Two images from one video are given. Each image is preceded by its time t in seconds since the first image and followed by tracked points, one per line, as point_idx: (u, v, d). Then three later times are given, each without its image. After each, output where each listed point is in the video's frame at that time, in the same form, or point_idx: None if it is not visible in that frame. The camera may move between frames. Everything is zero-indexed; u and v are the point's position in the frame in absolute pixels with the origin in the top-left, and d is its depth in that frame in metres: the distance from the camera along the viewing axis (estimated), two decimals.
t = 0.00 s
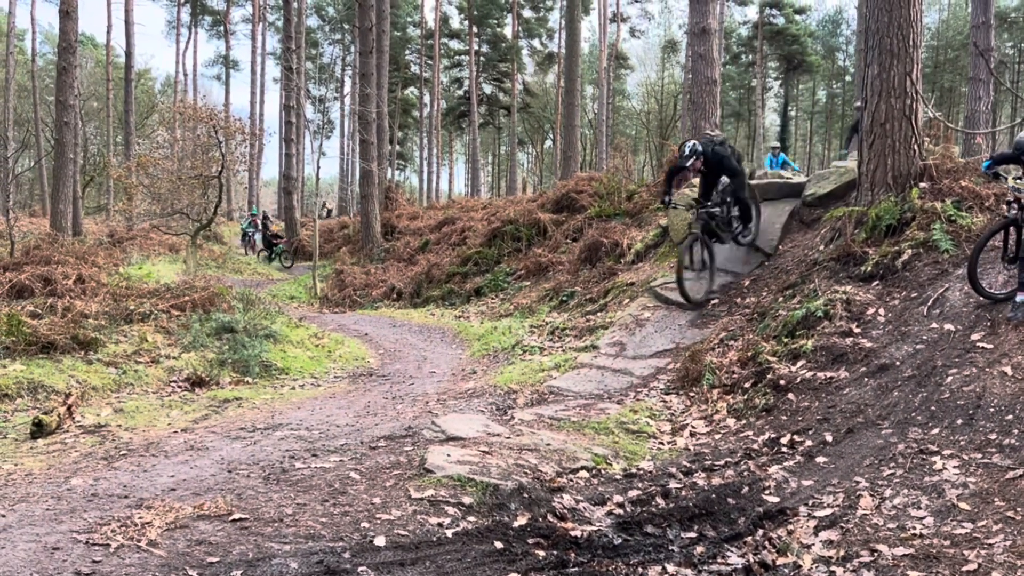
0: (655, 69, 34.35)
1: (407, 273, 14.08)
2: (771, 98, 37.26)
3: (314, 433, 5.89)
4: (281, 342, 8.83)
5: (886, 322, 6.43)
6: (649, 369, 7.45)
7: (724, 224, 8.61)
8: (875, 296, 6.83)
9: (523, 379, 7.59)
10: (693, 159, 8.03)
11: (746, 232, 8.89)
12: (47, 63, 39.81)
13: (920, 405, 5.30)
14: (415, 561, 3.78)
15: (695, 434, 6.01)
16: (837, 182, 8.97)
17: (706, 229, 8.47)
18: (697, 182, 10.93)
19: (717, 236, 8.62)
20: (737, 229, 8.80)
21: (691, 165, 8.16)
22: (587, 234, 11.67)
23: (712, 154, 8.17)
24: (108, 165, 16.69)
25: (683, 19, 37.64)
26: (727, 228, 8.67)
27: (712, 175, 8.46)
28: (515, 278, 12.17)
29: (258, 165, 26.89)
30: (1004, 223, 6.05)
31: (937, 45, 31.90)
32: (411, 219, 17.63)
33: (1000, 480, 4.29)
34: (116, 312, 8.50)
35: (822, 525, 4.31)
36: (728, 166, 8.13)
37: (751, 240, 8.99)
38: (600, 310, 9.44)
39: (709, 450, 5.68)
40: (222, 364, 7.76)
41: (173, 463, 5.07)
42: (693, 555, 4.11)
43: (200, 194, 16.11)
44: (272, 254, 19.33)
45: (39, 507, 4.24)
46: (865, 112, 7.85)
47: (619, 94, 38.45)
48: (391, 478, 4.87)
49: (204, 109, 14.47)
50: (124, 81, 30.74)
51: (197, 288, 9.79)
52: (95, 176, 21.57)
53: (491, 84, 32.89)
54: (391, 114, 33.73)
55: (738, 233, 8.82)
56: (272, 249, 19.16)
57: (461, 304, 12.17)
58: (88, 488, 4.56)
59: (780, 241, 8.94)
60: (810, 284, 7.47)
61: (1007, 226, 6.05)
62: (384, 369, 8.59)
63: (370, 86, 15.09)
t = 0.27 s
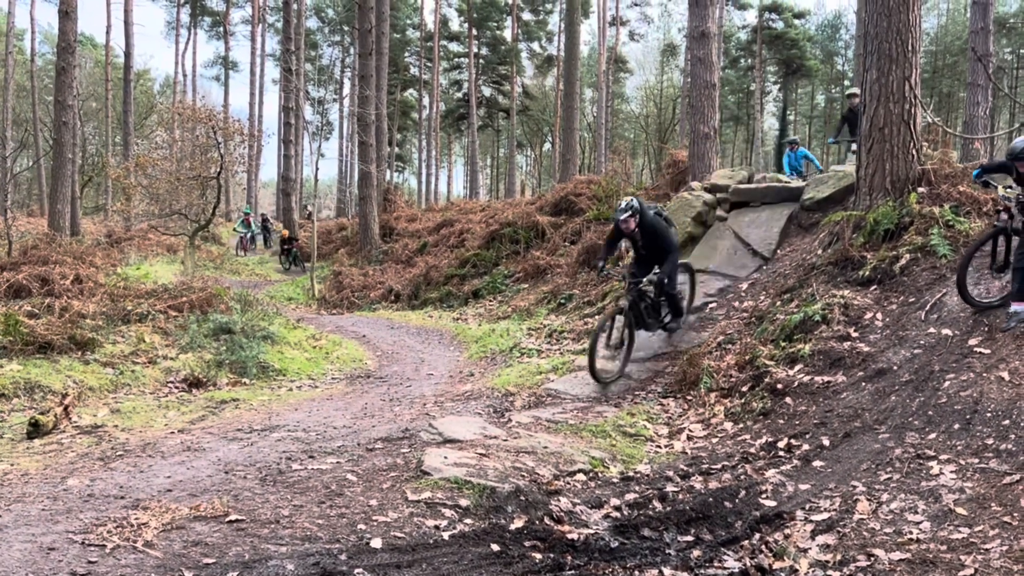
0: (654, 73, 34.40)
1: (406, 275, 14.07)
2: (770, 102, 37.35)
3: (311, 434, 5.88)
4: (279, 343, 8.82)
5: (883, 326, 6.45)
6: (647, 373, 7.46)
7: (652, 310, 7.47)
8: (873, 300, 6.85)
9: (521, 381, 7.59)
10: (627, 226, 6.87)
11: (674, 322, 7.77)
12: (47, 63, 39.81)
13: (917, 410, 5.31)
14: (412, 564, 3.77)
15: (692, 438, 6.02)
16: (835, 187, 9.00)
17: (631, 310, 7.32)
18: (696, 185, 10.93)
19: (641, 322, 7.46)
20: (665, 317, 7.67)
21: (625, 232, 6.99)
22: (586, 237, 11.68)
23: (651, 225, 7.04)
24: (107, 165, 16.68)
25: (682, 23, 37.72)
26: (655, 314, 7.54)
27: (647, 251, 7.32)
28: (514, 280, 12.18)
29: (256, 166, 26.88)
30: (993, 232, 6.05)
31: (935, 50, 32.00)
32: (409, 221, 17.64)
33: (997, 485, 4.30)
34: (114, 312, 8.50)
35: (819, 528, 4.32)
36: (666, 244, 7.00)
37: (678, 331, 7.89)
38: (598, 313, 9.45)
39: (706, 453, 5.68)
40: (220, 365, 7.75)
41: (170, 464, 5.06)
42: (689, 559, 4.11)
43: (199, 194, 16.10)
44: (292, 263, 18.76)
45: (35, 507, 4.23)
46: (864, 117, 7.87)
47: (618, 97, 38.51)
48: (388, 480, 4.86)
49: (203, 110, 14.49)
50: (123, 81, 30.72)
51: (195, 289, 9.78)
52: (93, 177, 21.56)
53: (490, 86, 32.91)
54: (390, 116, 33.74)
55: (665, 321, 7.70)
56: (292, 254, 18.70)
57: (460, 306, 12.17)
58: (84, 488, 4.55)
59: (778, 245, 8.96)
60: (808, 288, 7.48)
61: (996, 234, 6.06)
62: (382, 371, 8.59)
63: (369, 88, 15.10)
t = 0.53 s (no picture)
0: (651, 76, 34.47)
1: (402, 277, 14.06)
2: (767, 106, 37.47)
3: (307, 437, 5.87)
4: (275, 345, 8.81)
5: (879, 331, 6.47)
6: (643, 376, 7.46)
7: (545, 366, 6.34)
8: (869, 305, 6.87)
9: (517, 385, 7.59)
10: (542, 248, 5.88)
11: (564, 390, 6.63)
12: (43, 63, 39.70)
13: (912, 415, 5.33)
14: (407, 567, 3.77)
15: (688, 442, 6.03)
16: (832, 192, 9.03)
17: (524, 358, 6.15)
18: (692, 189, 10.95)
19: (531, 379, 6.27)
20: (556, 381, 6.53)
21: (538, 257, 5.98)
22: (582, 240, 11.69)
23: (569, 258, 6.06)
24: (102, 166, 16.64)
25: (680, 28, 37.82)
26: (546, 371, 6.39)
27: (556, 291, 6.32)
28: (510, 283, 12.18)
29: (253, 167, 26.84)
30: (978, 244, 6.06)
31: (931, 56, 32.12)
32: (406, 223, 17.62)
33: (992, 490, 4.32)
34: (109, 313, 8.47)
35: (814, 533, 4.33)
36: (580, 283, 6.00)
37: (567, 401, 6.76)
38: (595, 316, 9.45)
39: (702, 457, 5.69)
40: (216, 367, 7.73)
41: (165, 466, 5.05)
42: (685, 563, 4.11)
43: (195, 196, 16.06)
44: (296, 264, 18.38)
45: (30, 509, 4.21)
46: (860, 122, 7.91)
47: (615, 101, 38.58)
48: (384, 482, 4.86)
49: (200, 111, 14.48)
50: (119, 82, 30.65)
51: (190, 291, 9.75)
52: (88, 178, 21.50)
53: (487, 89, 32.93)
54: (387, 118, 33.73)
55: (555, 386, 6.57)
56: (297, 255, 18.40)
57: (456, 309, 12.16)
58: (79, 490, 4.54)
59: (774, 250, 8.98)
60: (804, 293, 7.50)
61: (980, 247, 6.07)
62: (377, 374, 8.58)
63: (366, 90, 15.09)
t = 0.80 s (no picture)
0: (645, 80, 34.55)
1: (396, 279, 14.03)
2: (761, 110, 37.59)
3: (299, 439, 5.85)
4: (268, 346, 8.78)
5: (872, 334, 6.50)
6: (636, 379, 7.47)
7: (431, 379, 5.25)
8: (861, 308, 6.90)
9: (511, 387, 7.58)
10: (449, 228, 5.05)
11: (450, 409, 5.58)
12: (36, 63, 39.50)
13: (905, 418, 5.36)
14: (400, 570, 3.76)
15: (681, 444, 6.05)
16: (825, 195, 9.07)
17: (407, 367, 5.02)
18: (686, 192, 10.98)
19: (413, 394, 5.14)
20: (443, 398, 5.48)
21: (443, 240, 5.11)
22: (576, 243, 11.70)
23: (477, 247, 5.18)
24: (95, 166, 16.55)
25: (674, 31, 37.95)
26: (432, 385, 5.32)
27: (457, 287, 5.38)
28: (504, 285, 12.18)
29: (246, 168, 26.75)
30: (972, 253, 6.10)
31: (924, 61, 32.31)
32: (400, 225, 17.58)
33: (983, 493, 4.35)
34: (101, 314, 8.42)
35: (806, 536, 4.34)
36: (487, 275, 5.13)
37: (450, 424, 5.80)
38: (588, 319, 9.46)
39: (695, 460, 5.70)
40: (208, 368, 7.69)
41: (157, 467, 5.02)
42: (678, 566, 4.12)
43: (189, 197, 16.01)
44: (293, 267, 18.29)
45: (20, 511, 4.18)
46: (853, 126, 7.94)
47: (610, 104, 38.65)
48: (377, 485, 4.85)
49: (194, 112, 14.44)
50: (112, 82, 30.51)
51: (183, 292, 9.70)
52: (80, 178, 21.37)
53: (482, 91, 32.94)
54: (382, 120, 33.68)
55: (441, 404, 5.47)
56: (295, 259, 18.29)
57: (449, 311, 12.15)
58: (70, 492, 4.51)
59: (767, 253, 9.01)
60: (797, 296, 7.53)
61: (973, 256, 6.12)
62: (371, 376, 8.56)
63: (361, 92, 15.08)
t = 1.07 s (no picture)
0: (638, 82, 34.65)
1: (387, 280, 14.00)
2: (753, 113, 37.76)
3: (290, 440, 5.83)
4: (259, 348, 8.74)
5: (862, 337, 6.54)
6: (628, 381, 7.48)
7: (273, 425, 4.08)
8: (852, 311, 6.94)
9: (502, 388, 7.57)
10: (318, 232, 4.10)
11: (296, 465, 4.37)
12: (26, 62, 39.23)
13: (894, 420, 5.39)
14: (390, 571, 3.75)
15: (672, 446, 6.06)
16: (816, 198, 9.11)
17: (249, 407, 3.86)
18: (678, 194, 11.00)
19: (241, 444, 3.90)
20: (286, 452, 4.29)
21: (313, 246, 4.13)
22: (568, 245, 11.71)
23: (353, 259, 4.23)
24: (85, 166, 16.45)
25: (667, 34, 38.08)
26: (273, 434, 4.14)
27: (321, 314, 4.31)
28: (496, 287, 12.17)
29: (238, 169, 26.64)
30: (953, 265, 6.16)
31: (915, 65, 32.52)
32: (392, 226, 17.54)
33: (972, 495, 4.38)
34: (92, 315, 8.36)
35: (797, 538, 4.36)
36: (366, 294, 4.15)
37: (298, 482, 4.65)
38: (580, 321, 9.46)
39: (685, 462, 5.72)
40: (199, 369, 7.65)
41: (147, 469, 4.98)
42: (669, 567, 4.13)
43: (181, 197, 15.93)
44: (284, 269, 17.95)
45: (8, 512, 4.15)
46: (844, 129, 7.99)
47: (602, 106, 38.72)
48: (368, 486, 4.83)
49: (186, 112, 14.38)
50: (104, 82, 30.34)
51: (174, 293, 9.63)
52: (71, 178, 21.21)
53: (475, 93, 32.94)
54: (374, 121, 33.61)
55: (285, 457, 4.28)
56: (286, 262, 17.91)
57: (441, 313, 12.12)
58: (59, 493, 4.47)
59: (758, 255, 9.04)
60: (788, 298, 7.56)
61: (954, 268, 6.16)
62: (362, 377, 8.53)
63: (353, 93, 15.05)
